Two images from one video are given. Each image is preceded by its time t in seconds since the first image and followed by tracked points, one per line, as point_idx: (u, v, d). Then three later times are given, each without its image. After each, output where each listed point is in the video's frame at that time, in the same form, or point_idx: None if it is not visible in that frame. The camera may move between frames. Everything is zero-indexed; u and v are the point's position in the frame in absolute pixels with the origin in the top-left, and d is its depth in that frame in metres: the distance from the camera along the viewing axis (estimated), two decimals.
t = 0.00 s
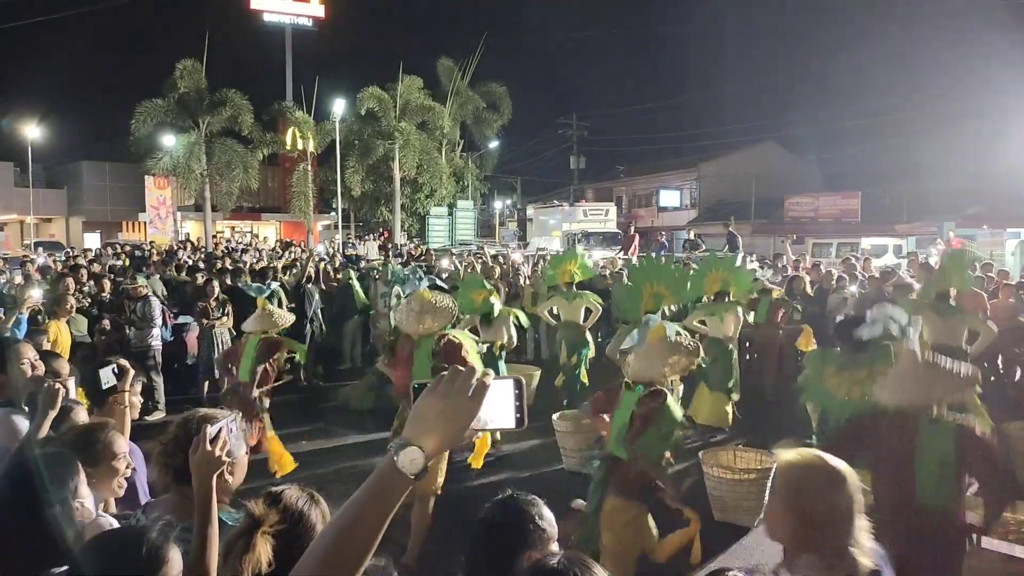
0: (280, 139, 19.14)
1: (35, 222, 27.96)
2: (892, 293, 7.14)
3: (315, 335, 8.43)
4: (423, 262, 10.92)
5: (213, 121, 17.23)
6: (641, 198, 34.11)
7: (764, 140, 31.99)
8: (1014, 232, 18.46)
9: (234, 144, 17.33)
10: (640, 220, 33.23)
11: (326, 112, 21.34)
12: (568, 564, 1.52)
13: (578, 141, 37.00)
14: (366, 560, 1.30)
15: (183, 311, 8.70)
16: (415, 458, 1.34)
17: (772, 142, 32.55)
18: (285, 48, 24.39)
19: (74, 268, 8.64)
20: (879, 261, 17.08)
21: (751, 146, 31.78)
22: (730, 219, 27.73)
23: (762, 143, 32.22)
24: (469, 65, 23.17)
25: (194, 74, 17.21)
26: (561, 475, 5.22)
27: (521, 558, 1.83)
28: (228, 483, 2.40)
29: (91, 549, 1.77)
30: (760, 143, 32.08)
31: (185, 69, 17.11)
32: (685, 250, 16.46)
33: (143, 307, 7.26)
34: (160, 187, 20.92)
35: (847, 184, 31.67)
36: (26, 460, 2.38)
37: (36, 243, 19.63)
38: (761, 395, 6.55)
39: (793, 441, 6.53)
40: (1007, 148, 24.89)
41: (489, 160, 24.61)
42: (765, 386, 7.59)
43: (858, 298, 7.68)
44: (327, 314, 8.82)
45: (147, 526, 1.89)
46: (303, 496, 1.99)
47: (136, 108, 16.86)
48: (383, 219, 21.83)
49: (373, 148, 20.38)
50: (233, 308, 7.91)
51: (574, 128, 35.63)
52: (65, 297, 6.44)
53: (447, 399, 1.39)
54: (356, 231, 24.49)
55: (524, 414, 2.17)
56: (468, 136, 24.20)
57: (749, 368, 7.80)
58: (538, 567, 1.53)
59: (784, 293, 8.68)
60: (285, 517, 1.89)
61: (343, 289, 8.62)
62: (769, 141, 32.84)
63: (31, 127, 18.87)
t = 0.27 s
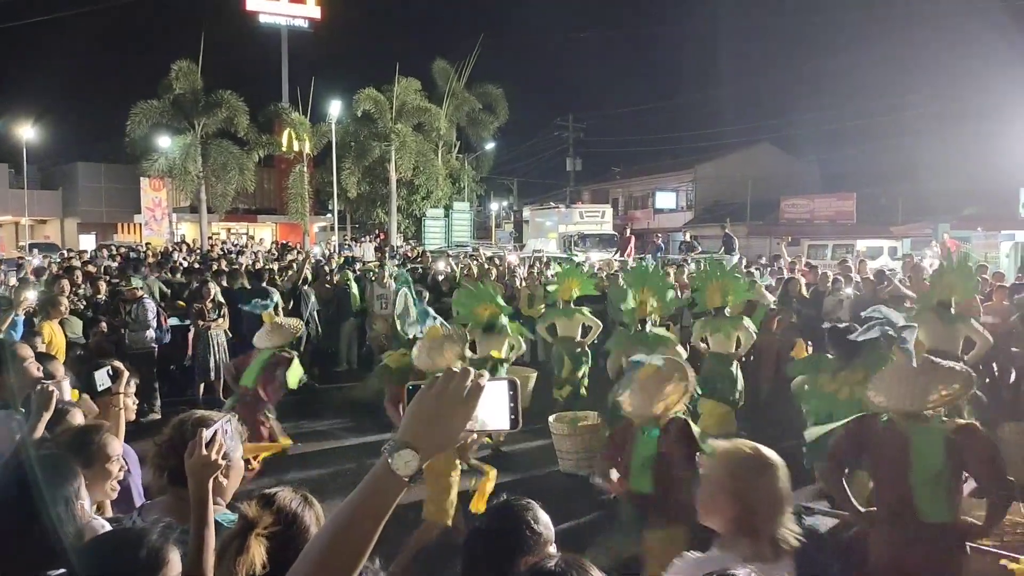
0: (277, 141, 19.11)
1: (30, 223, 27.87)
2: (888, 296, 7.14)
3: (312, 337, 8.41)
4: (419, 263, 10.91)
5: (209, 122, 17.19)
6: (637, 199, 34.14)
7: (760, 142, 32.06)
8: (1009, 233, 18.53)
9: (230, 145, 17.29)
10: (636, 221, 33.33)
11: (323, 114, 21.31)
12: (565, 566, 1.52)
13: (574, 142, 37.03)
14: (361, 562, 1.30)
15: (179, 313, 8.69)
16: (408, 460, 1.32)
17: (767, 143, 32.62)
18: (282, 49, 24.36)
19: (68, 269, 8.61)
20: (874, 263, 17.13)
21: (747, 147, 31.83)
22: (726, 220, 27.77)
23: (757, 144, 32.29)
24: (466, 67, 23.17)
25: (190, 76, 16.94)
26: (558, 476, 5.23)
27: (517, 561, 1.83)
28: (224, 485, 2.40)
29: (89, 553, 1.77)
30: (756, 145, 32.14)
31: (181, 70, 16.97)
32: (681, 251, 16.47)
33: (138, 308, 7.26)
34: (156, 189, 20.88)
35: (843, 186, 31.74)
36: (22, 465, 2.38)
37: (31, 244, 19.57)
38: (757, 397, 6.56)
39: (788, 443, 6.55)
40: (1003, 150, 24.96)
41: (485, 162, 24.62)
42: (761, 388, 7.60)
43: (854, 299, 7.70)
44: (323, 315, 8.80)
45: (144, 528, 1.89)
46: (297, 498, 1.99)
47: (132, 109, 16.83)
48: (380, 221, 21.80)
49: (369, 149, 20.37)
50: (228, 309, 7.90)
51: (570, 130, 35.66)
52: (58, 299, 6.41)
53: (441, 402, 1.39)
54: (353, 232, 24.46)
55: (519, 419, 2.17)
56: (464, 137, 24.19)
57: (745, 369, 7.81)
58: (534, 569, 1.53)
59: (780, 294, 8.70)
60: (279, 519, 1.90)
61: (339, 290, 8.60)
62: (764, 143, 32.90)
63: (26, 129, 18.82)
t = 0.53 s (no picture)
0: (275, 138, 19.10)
1: (28, 221, 27.81)
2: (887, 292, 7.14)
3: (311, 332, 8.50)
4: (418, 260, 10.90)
5: (207, 119, 17.16)
6: (636, 196, 34.11)
7: (759, 138, 32.03)
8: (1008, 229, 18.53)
9: (228, 143, 17.25)
10: (635, 218, 33.33)
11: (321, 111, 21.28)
12: (564, 562, 1.52)
13: (573, 139, 36.97)
14: (359, 560, 1.30)
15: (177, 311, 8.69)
16: (407, 456, 1.32)
17: (766, 139, 32.59)
18: (280, 46, 24.31)
19: (67, 267, 8.60)
20: (873, 259, 17.12)
21: (746, 144, 31.80)
22: (724, 216, 27.76)
23: (756, 140, 32.26)
24: (464, 63, 23.12)
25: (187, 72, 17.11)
26: (556, 472, 5.26)
27: (516, 562, 1.82)
28: (224, 482, 2.39)
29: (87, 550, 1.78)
30: (755, 141, 32.11)
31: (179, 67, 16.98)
32: (680, 248, 16.46)
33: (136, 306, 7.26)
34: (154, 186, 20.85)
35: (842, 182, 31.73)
36: (22, 464, 2.38)
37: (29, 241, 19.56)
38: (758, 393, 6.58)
39: (787, 439, 6.56)
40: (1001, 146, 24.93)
41: (484, 159, 24.59)
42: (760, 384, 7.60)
43: (852, 295, 7.70)
44: (323, 312, 8.83)
45: (145, 525, 1.89)
46: (293, 495, 1.99)
47: (130, 106, 16.81)
48: (378, 218, 21.78)
49: (368, 146, 20.35)
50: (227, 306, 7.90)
51: (569, 126, 35.61)
52: (55, 296, 6.40)
53: (441, 397, 1.38)
54: (351, 230, 24.44)
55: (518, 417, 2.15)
56: (463, 134, 24.15)
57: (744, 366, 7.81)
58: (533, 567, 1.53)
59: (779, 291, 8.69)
60: (276, 516, 1.90)
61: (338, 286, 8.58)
62: (763, 139, 32.87)
63: (24, 126, 18.79)
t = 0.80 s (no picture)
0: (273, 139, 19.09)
1: (26, 221, 27.76)
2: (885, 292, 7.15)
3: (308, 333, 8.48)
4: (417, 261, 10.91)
5: (205, 120, 17.13)
6: (634, 196, 34.11)
7: (756, 139, 32.05)
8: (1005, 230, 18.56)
9: (226, 143, 17.23)
10: (633, 218, 33.36)
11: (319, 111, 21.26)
12: (558, 563, 1.52)
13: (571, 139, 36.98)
14: (354, 562, 1.29)
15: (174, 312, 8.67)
16: (403, 458, 1.33)
17: (764, 140, 32.62)
18: (278, 46, 24.30)
19: (64, 267, 8.59)
20: (871, 259, 17.13)
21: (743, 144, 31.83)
22: (722, 217, 27.78)
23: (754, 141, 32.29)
24: (462, 64, 23.13)
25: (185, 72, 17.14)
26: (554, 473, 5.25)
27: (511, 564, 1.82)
28: (218, 485, 2.38)
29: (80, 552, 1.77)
30: (753, 142, 32.14)
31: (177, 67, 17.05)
32: (678, 249, 16.46)
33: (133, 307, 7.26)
34: (151, 186, 20.81)
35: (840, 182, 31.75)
36: (20, 465, 2.39)
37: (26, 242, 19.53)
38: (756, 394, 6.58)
39: (785, 440, 6.56)
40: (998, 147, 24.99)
41: (482, 159, 24.60)
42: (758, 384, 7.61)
43: (850, 296, 7.70)
44: (320, 313, 8.81)
45: (140, 527, 1.89)
46: (286, 496, 1.99)
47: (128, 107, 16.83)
48: (376, 219, 21.76)
49: (366, 147, 20.32)
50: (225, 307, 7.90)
51: (567, 127, 35.61)
52: (51, 297, 6.39)
53: (436, 399, 1.39)
54: (349, 230, 24.42)
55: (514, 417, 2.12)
56: (461, 134, 24.14)
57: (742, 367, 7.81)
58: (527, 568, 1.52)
59: (776, 291, 8.69)
60: (269, 517, 1.89)
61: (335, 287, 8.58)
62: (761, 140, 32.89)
63: (22, 127, 18.76)
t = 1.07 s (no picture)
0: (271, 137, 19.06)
1: (24, 220, 27.71)
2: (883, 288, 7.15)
3: (307, 331, 8.45)
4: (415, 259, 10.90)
5: (202, 118, 17.08)
6: (632, 193, 34.11)
7: (754, 136, 32.07)
8: (1002, 226, 18.59)
9: (224, 141, 17.20)
10: (632, 215, 33.36)
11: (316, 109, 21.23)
12: (555, 561, 1.52)
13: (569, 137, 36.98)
14: (351, 560, 1.29)
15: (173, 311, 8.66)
16: (399, 459, 1.32)
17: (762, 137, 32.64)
18: (275, 44, 24.27)
19: (61, 266, 8.57)
20: (869, 255, 17.16)
21: (741, 141, 31.84)
22: (721, 214, 27.78)
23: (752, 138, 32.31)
24: (460, 61, 23.12)
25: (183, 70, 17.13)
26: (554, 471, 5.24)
27: (508, 562, 1.81)
28: (213, 486, 2.38)
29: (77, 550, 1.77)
30: (751, 138, 32.16)
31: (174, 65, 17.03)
32: (676, 245, 16.48)
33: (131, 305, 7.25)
34: (149, 185, 20.77)
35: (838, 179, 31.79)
36: (19, 463, 2.39)
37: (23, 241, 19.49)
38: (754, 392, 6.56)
39: (783, 436, 6.57)
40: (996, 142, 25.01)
41: (480, 157, 24.60)
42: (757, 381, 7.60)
43: (848, 293, 7.71)
44: (319, 311, 8.79)
45: (136, 526, 1.88)
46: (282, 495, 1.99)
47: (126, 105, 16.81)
48: (375, 217, 21.74)
49: (364, 145, 20.31)
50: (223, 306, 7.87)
51: (565, 125, 35.60)
52: (49, 296, 6.37)
53: (432, 398, 1.38)
54: (348, 228, 24.39)
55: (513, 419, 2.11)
56: (459, 132, 24.12)
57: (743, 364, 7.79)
58: (524, 566, 1.52)
59: (774, 288, 8.71)
60: (266, 515, 1.84)
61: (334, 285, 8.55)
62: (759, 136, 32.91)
63: (19, 126, 18.72)
